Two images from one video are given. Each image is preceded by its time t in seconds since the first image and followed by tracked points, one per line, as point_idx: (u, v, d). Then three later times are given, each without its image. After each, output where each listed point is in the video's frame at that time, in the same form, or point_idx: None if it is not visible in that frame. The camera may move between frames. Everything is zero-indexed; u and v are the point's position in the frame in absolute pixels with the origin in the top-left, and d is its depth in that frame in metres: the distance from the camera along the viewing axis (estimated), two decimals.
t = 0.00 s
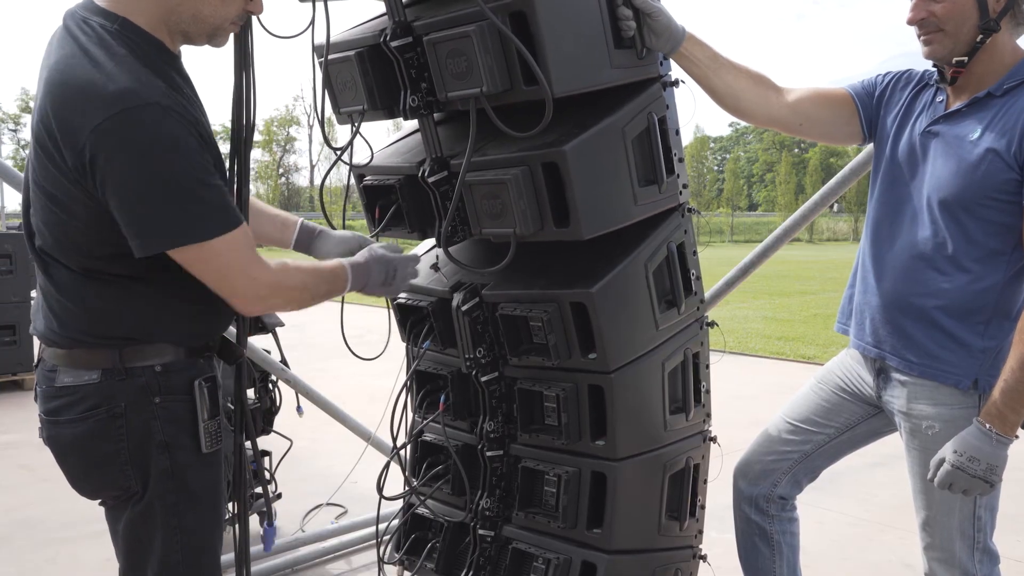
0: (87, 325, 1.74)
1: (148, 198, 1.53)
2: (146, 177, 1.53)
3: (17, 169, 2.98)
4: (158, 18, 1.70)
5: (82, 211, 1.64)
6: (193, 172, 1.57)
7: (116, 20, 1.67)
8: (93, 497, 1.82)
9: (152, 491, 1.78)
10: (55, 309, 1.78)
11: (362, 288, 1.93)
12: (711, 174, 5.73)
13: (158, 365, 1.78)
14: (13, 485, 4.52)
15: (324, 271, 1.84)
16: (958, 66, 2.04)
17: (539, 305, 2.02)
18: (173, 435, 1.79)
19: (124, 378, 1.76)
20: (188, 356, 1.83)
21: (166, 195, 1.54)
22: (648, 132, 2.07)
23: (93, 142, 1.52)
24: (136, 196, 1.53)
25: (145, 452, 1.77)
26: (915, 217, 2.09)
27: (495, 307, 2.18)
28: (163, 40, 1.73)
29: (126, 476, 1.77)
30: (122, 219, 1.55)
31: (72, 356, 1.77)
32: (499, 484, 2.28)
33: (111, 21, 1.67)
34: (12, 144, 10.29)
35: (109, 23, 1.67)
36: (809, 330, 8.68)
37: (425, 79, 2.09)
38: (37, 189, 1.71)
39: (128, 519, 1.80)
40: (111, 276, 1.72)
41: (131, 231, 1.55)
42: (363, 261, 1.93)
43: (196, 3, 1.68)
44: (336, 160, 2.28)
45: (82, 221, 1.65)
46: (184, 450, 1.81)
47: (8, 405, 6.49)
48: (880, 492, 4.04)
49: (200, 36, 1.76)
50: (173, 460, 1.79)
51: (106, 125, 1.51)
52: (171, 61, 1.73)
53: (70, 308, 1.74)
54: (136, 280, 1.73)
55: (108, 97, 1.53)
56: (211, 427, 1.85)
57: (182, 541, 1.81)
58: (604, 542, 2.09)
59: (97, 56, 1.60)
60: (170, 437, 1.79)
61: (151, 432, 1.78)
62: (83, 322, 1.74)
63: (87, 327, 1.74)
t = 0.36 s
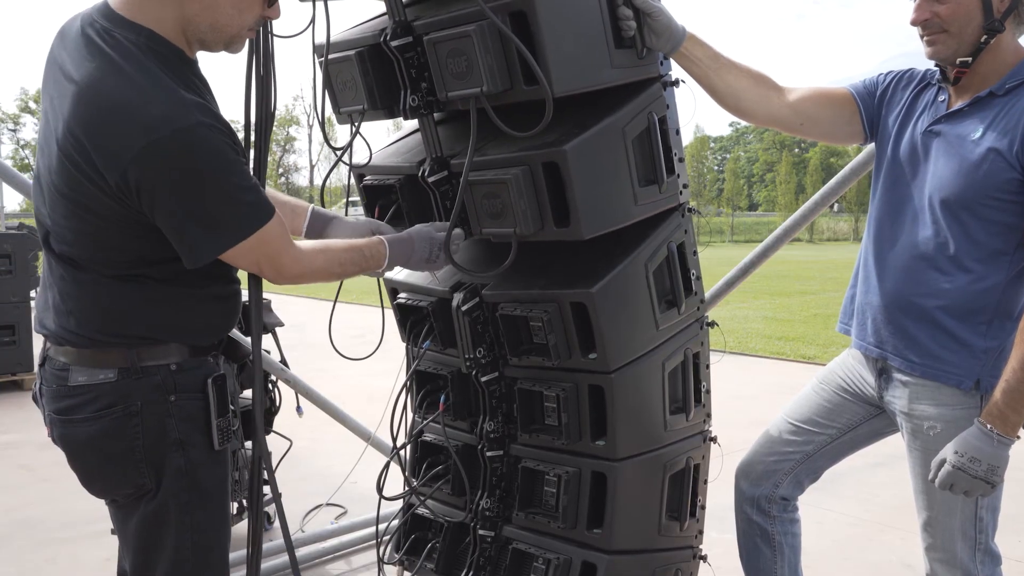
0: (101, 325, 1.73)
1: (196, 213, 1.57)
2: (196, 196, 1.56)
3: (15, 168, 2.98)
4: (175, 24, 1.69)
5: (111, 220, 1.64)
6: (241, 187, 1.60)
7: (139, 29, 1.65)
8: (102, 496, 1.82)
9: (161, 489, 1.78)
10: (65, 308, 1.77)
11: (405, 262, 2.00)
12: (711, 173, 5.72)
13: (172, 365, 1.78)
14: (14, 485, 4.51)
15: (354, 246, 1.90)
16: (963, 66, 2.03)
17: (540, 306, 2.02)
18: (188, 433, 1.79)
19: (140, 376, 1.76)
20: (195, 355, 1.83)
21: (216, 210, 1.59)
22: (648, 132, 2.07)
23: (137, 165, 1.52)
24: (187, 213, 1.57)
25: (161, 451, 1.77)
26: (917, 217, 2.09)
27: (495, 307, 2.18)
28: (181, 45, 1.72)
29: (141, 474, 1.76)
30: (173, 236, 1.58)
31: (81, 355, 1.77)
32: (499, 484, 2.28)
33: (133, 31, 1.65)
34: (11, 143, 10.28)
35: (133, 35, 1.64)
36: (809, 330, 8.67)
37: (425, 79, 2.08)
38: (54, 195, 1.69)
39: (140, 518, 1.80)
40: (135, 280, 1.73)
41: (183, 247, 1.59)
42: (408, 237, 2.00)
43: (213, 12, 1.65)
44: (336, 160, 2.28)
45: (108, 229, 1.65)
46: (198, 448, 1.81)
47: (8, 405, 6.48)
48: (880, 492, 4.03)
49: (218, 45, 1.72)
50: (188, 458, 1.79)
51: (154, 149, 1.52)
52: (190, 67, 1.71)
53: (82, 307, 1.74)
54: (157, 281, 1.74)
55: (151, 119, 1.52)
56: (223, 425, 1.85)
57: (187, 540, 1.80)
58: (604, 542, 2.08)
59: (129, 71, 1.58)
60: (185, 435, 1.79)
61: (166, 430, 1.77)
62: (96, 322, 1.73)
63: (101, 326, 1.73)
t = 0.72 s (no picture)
0: (96, 327, 1.73)
1: (210, 228, 1.57)
2: (210, 212, 1.56)
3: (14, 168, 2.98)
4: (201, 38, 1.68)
5: (119, 228, 1.63)
6: (255, 202, 1.59)
7: (160, 40, 1.64)
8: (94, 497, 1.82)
9: (155, 491, 1.78)
10: (63, 309, 1.77)
11: (419, 258, 2.02)
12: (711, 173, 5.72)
13: (165, 369, 1.78)
14: (13, 485, 4.51)
15: (363, 247, 1.90)
16: (964, 66, 2.03)
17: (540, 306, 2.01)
18: (180, 437, 1.79)
19: (132, 379, 1.76)
20: (191, 360, 1.83)
21: (229, 226, 1.58)
22: (648, 132, 2.07)
23: (152, 180, 1.51)
24: (201, 228, 1.56)
25: (152, 454, 1.77)
26: (918, 216, 2.09)
27: (495, 307, 2.18)
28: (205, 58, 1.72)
29: (130, 476, 1.77)
30: (185, 252, 1.58)
31: (78, 355, 1.76)
32: (499, 484, 2.28)
33: (154, 43, 1.63)
34: (11, 143, 10.30)
35: (154, 46, 1.63)
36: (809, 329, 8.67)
37: (425, 79, 2.08)
38: (66, 202, 1.68)
39: (132, 520, 1.80)
40: (136, 286, 1.72)
41: (194, 262, 1.59)
42: (417, 234, 2.01)
43: (242, 30, 1.65)
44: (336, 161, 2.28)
45: (116, 237, 1.65)
46: (191, 450, 1.81)
47: (8, 405, 6.48)
48: (880, 492, 4.03)
49: (243, 59, 1.73)
50: (180, 462, 1.79)
51: (170, 165, 1.51)
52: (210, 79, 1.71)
53: (80, 308, 1.74)
54: (155, 287, 1.74)
55: (169, 133, 1.51)
56: (216, 429, 1.85)
57: (188, 541, 1.80)
58: (605, 542, 2.08)
59: (149, 84, 1.57)
60: (176, 438, 1.79)
61: (156, 433, 1.77)
62: (93, 325, 1.73)
63: (96, 329, 1.73)
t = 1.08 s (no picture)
0: (93, 327, 1.73)
1: (216, 229, 1.57)
2: (217, 212, 1.56)
3: (13, 168, 2.97)
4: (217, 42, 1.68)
5: (124, 227, 1.63)
6: (263, 204, 1.59)
7: (174, 39, 1.64)
8: (90, 498, 1.82)
9: (152, 494, 1.78)
10: (63, 308, 1.77)
11: (423, 257, 2.03)
12: (711, 173, 5.71)
13: (162, 372, 1.78)
14: (13, 485, 4.51)
15: (371, 249, 1.91)
16: (964, 66, 2.03)
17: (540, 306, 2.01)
18: (176, 440, 1.79)
19: (127, 381, 1.76)
20: (188, 363, 1.83)
21: (235, 227, 1.58)
22: (648, 132, 2.07)
23: (159, 179, 1.51)
24: (207, 228, 1.56)
25: (147, 456, 1.77)
26: (918, 215, 2.09)
27: (495, 307, 2.17)
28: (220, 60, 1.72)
29: (125, 478, 1.77)
30: (192, 250, 1.58)
31: (76, 355, 1.77)
32: (499, 484, 2.28)
33: (169, 42, 1.63)
34: (11, 143, 10.31)
35: (168, 44, 1.63)
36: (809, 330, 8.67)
37: (425, 79, 2.08)
38: (71, 197, 1.68)
39: (129, 522, 1.80)
40: (135, 287, 1.72)
41: (201, 261, 1.59)
42: (424, 235, 2.03)
43: (258, 30, 1.66)
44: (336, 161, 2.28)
45: (119, 236, 1.65)
46: (187, 453, 1.80)
47: (8, 405, 6.48)
48: (880, 492, 4.03)
49: (258, 61, 1.74)
50: (176, 465, 1.79)
51: (178, 164, 1.51)
52: (224, 80, 1.70)
53: (78, 307, 1.74)
54: (152, 288, 1.73)
55: (177, 132, 1.51)
56: (212, 432, 1.84)
57: (186, 542, 1.80)
58: (604, 542, 2.09)
59: (161, 83, 1.57)
60: (171, 442, 1.78)
61: (152, 436, 1.77)
62: (90, 324, 1.73)
63: (92, 329, 1.73)
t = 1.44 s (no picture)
0: (97, 327, 1.73)
1: (224, 229, 1.57)
2: (226, 213, 1.56)
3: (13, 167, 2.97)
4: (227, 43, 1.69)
5: (131, 225, 1.63)
6: (271, 206, 1.59)
7: (186, 40, 1.64)
8: (91, 498, 1.82)
9: (154, 495, 1.78)
10: (67, 308, 1.77)
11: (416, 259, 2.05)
12: (711, 173, 5.71)
13: (164, 373, 1.78)
14: (13, 485, 4.51)
15: (371, 252, 1.91)
16: (962, 68, 2.03)
17: (539, 306, 2.01)
18: (178, 441, 1.79)
19: (131, 382, 1.76)
20: (191, 363, 1.83)
21: (243, 228, 1.58)
22: (648, 132, 2.07)
23: (169, 178, 1.51)
24: (215, 229, 1.56)
25: (147, 457, 1.77)
26: (916, 216, 2.09)
27: (495, 307, 2.17)
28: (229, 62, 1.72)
29: (127, 479, 1.77)
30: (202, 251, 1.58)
31: (79, 355, 1.76)
32: (498, 484, 2.28)
33: (181, 42, 1.63)
34: (11, 143, 10.32)
35: (179, 44, 1.63)
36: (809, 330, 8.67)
37: (425, 79, 2.08)
38: (78, 195, 1.67)
39: (130, 523, 1.79)
40: (140, 286, 1.72)
41: (209, 261, 1.59)
42: (421, 236, 2.06)
43: (268, 32, 1.66)
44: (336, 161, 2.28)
45: (125, 234, 1.64)
46: (189, 453, 1.80)
47: (8, 405, 6.48)
48: (880, 492, 4.03)
49: (267, 62, 1.74)
50: (177, 466, 1.79)
51: (189, 164, 1.51)
52: (233, 81, 1.69)
53: (81, 307, 1.74)
54: (156, 287, 1.73)
55: (188, 131, 1.51)
56: (213, 432, 1.84)
57: (187, 543, 1.80)
58: (604, 542, 2.09)
59: (174, 83, 1.57)
60: (174, 442, 1.78)
61: (155, 437, 1.77)
62: (94, 324, 1.73)
63: (96, 329, 1.73)
